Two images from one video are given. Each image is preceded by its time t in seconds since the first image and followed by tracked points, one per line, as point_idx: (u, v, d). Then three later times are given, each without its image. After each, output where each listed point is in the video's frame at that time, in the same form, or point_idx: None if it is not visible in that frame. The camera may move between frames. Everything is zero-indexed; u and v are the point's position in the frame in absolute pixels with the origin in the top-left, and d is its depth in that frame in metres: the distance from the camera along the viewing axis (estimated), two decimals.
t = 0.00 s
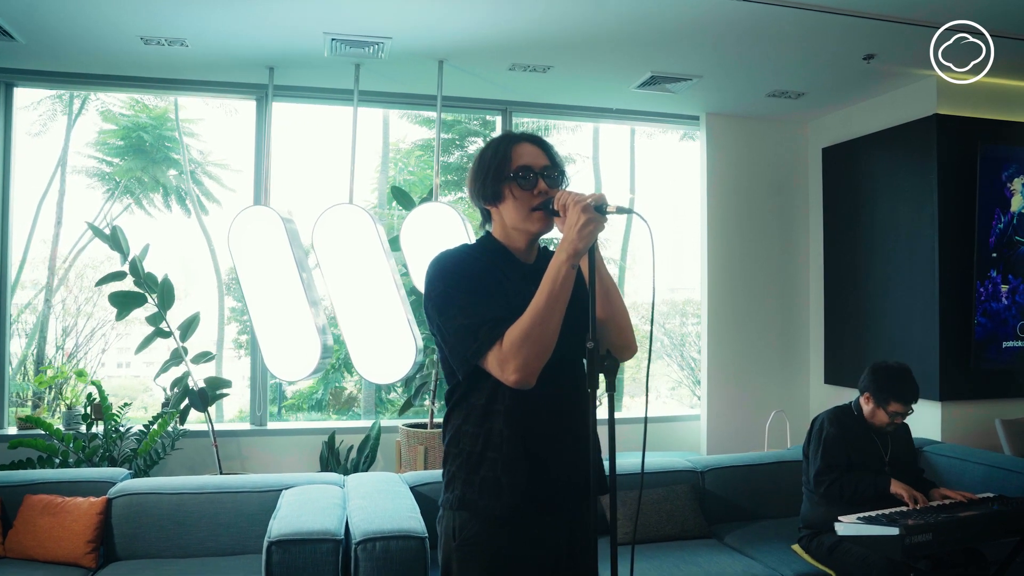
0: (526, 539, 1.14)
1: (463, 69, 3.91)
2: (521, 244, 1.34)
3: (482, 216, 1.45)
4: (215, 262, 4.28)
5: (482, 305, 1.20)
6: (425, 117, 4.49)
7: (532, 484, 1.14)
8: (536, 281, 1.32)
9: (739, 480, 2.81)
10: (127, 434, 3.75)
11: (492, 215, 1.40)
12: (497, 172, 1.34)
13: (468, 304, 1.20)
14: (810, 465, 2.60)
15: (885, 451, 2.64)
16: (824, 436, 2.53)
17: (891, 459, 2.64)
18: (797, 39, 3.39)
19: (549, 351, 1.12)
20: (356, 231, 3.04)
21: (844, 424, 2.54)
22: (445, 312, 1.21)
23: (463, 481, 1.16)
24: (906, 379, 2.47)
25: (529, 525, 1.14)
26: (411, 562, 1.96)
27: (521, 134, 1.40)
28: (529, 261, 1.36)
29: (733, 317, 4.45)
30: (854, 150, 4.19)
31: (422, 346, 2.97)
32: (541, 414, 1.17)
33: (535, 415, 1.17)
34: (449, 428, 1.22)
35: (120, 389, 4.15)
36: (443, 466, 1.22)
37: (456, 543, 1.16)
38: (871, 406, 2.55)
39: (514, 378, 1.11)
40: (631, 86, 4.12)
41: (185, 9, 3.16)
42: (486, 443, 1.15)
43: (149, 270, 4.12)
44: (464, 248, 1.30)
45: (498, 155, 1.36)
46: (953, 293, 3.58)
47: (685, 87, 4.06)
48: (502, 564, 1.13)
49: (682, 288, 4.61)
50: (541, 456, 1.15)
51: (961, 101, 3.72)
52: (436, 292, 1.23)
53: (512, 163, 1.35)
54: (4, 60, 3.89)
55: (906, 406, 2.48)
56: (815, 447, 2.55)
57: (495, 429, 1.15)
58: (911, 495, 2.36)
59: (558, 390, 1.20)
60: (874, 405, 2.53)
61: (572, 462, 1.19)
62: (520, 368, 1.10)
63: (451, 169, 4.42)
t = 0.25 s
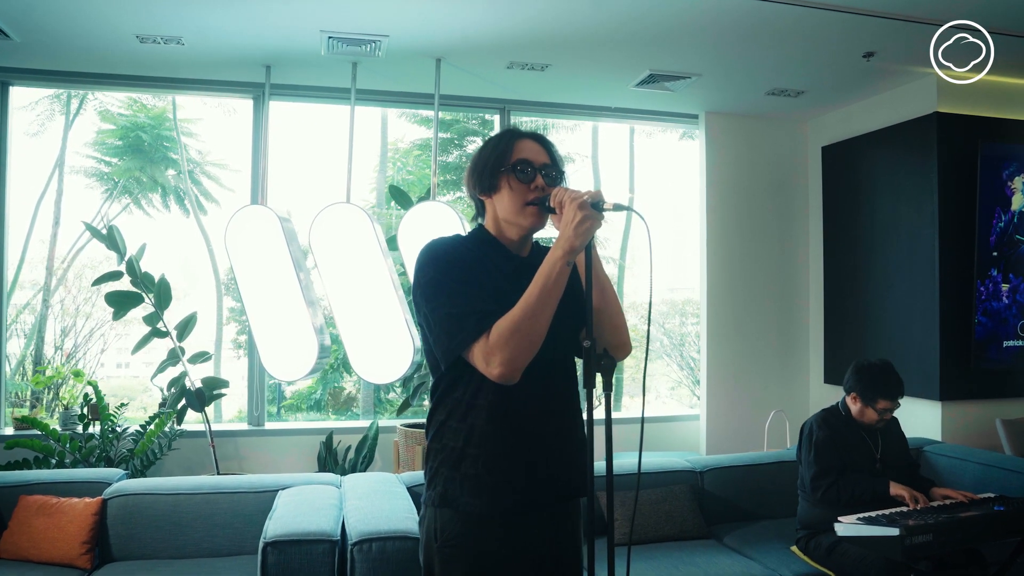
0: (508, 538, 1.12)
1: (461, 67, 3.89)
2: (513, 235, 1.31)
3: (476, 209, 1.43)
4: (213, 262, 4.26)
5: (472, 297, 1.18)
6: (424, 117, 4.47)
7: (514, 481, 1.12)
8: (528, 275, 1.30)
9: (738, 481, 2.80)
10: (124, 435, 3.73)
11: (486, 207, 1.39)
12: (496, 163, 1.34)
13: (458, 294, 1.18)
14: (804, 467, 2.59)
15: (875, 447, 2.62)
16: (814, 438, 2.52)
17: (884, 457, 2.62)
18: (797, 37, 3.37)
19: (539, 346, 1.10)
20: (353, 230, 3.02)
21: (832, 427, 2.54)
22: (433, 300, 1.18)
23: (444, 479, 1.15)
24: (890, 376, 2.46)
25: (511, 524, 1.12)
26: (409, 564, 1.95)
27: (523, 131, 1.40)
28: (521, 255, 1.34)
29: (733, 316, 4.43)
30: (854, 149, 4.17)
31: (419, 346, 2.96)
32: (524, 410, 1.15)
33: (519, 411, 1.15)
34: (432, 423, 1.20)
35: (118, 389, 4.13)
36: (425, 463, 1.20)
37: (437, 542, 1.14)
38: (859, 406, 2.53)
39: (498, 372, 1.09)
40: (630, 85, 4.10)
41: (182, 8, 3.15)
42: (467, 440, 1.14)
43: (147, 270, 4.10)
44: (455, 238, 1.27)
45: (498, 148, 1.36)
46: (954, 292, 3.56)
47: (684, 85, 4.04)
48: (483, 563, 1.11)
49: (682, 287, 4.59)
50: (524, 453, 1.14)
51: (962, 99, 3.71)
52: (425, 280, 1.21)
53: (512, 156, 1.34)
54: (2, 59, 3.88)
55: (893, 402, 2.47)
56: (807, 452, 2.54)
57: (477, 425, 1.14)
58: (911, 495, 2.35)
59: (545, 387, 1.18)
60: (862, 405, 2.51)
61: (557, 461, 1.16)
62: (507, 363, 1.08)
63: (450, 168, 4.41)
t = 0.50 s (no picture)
0: (497, 543, 1.11)
1: (460, 67, 3.88)
2: (511, 236, 1.30)
3: (474, 209, 1.42)
4: (212, 262, 4.25)
5: (470, 301, 1.17)
6: (423, 116, 4.46)
7: (505, 486, 1.11)
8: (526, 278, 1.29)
9: (738, 482, 2.79)
10: (121, 435, 3.71)
11: (485, 206, 1.38)
12: (497, 162, 1.33)
13: (456, 299, 1.16)
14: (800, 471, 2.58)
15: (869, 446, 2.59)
16: (807, 443, 2.52)
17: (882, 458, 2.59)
18: (798, 37, 3.36)
19: (540, 349, 1.09)
20: (352, 230, 3.00)
21: (825, 430, 2.54)
22: (432, 304, 1.16)
23: (434, 482, 1.13)
24: (875, 374, 2.48)
25: (501, 529, 1.11)
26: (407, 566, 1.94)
27: (525, 130, 1.39)
28: (518, 258, 1.33)
29: (733, 317, 4.42)
30: (854, 149, 4.16)
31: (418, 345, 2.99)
32: (518, 414, 1.14)
33: (512, 415, 1.14)
34: (422, 425, 1.18)
35: (116, 389, 4.12)
36: (414, 465, 1.19)
37: (425, 545, 1.12)
38: (845, 407, 2.55)
39: (503, 378, 1.07)
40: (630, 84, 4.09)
41: (180, 7, 3.13)
42: (459, 443, 1.12)
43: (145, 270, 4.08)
44: (452, 239, 1.26)
45: (500, 147, 1.35)
46: (954, 293, 3.55)
47: (684, 85, 4.03)
48: (472, 568, 1.10)
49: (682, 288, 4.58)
50: (516, 458, 1.12)
51: (962, 99, 3.70)
52: (422, 283, 1.19)
53: (514, 154, 1.34)
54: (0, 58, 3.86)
55: (878, 401, 2.49)
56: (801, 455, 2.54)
57: (469, 429, 1.12)
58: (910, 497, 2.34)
59: (539, 390, 1.17)
60: (848, 405, 2.53)
61: (549, 465, 1.15)
62: (510, 367, 1.07)
63: (449, 168, 4.40)
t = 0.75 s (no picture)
0: (498, 547, 1.10)
1: (461, 66, 3.86)
2: (513, 237, 1.29)
3: (477, 208, 1.41)
4: (211, 262, 4.24)
5: (472, 303, 1.15)
6: (423, 116, 4.45)
7: (506, 489, 1.10)
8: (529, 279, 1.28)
9: (741, 483, 2.78)
10: (121, 437, 3.69)
11: (488, 205, 1.37)
12: (500, 161, 1.31)
13: (457, 300, 1.15)
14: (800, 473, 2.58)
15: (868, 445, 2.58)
16: (805, 444, 2.52)
17: (883, 457, 2.58)
18: (800, 36, 3.35)
19: (546, 351, 1.09)
20: (352, 230, 2.99)
21: (823, 432, 2.53)
22: (435, 306, 1.14)
23: (434, 485, 1.12)
24: (865, 375, 2.47)
25: (502, 532, 1.10)
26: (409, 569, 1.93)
27: (528, 128, 1.37)
28: (519, 259, 1.32)
29: (734, 317, 4.41)
30: (856, 148, 4.15)
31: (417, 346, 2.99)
32: (520, 416, 1.12)
33: (514, 417, 1.12)
34: (421, 427, 1.17)
35: (115, 389, 4.10)
36: (411, 467, 1.17)
37: (425, 549, 1.11)
38: (836, 406, 2.55)
39: (510, 381, 1.07)
40: (631, 84, 4.08)
41: (179, 6, 3.12)
42: (460, 446, 1.10)
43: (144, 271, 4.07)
44: (453, 239, 1.25)
45: (503, 146, 1.33)
46: (957, 293, 3.54)
47: (685, 85, 4.02)
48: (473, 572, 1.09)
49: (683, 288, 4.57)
50: (517, 461, 1.11)
51: (964, 99, 3.69)
52: (424, 285, 1.17)
53: (517, 153, 1.32)
54: None
55: (868, 400, 2.48)
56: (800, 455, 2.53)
57: (471, 432, 1.10)
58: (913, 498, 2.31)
59: (542, 392, 1.16)
60: (838, 404, 2.54)
61: (552, 470, 1.14)
62: (517, 369, 1.07)
63: (449, 168, 4.39)
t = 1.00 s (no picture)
0: (506, 551, 1.08)
1: (463, 66, 3.85)
2: (520, 238, 1.28)
3: (483, 209, 1.40)
4: (211, 262, 4.22)
5: (479, 305, 1.14)
6: (424, 116, 4.44)
7: (514, 492, 1.09)
8: (536, 280, 1.26)
9: (744, 484, 2.77)
10: (121, 438, 3.68)
11: (494, 207, 1.36)
12: (506, 161, 1.30)
13: (464, 301, 1.14)
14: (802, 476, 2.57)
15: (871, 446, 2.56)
16: (807, 447, 2.52)
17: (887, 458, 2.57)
18: (803, 36, 3.34)
19: (555, 353, 1.08)
20: (354, 230, 2.99)
21: (826, 434, 2.53)
22: (442, 308, 1.13)
23: (440, 488, 1.11)
24: (866, 375, 2.48)
25: (510, 536, 1.09)
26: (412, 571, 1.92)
27: (533, 128, 1.36)
28: (527, 260, 1.30)
29: (736, 318, 4.40)
30: (858, 148, 4.14)
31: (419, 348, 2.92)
32: (528, 419, 1.11)
33: (522, 419, 1.11)
34: (428, 429, 1.16)
35: (115, 389, 4.09)
36: (418, 470, 1.16)
37: (431, 553, 1.10)
38: (840, 408, 2.55)
39: (520, 383, 1.06)
40: (633, 84, 4.07)
41: (180, 5, 3.11)
42: (467, 449, 1.10)
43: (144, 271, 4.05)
44: (460, 239, 1.23)
45: (509, 145, 1.32)
46: (961, 293, 3.53)
47: (688, 85, 4.01)
48: None
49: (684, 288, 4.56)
50: (525, 463, 1.10)
51: (966, 99, 3.68)
52: (429, 286, 1.16)
53: (523, 153, 1.31)
54: None
55: (871, 400, 2.49)
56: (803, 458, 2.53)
57: (478, 435, 1.09)
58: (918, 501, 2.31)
59: (550, 394, 1.15)
60: (842, 406, 2.53)
61: (561, 473, 1.13)
62: (526, 371, 1.06)
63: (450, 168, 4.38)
